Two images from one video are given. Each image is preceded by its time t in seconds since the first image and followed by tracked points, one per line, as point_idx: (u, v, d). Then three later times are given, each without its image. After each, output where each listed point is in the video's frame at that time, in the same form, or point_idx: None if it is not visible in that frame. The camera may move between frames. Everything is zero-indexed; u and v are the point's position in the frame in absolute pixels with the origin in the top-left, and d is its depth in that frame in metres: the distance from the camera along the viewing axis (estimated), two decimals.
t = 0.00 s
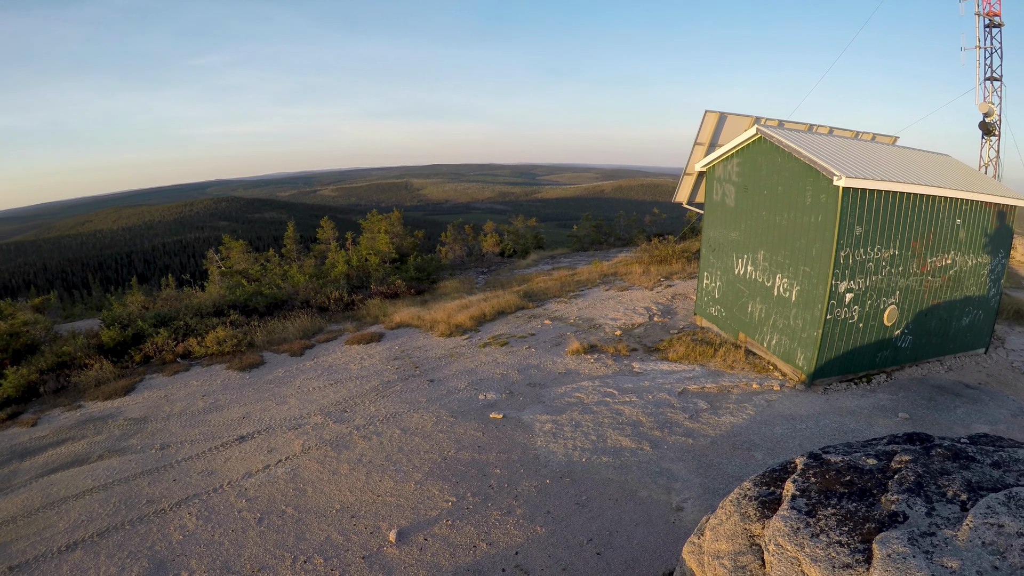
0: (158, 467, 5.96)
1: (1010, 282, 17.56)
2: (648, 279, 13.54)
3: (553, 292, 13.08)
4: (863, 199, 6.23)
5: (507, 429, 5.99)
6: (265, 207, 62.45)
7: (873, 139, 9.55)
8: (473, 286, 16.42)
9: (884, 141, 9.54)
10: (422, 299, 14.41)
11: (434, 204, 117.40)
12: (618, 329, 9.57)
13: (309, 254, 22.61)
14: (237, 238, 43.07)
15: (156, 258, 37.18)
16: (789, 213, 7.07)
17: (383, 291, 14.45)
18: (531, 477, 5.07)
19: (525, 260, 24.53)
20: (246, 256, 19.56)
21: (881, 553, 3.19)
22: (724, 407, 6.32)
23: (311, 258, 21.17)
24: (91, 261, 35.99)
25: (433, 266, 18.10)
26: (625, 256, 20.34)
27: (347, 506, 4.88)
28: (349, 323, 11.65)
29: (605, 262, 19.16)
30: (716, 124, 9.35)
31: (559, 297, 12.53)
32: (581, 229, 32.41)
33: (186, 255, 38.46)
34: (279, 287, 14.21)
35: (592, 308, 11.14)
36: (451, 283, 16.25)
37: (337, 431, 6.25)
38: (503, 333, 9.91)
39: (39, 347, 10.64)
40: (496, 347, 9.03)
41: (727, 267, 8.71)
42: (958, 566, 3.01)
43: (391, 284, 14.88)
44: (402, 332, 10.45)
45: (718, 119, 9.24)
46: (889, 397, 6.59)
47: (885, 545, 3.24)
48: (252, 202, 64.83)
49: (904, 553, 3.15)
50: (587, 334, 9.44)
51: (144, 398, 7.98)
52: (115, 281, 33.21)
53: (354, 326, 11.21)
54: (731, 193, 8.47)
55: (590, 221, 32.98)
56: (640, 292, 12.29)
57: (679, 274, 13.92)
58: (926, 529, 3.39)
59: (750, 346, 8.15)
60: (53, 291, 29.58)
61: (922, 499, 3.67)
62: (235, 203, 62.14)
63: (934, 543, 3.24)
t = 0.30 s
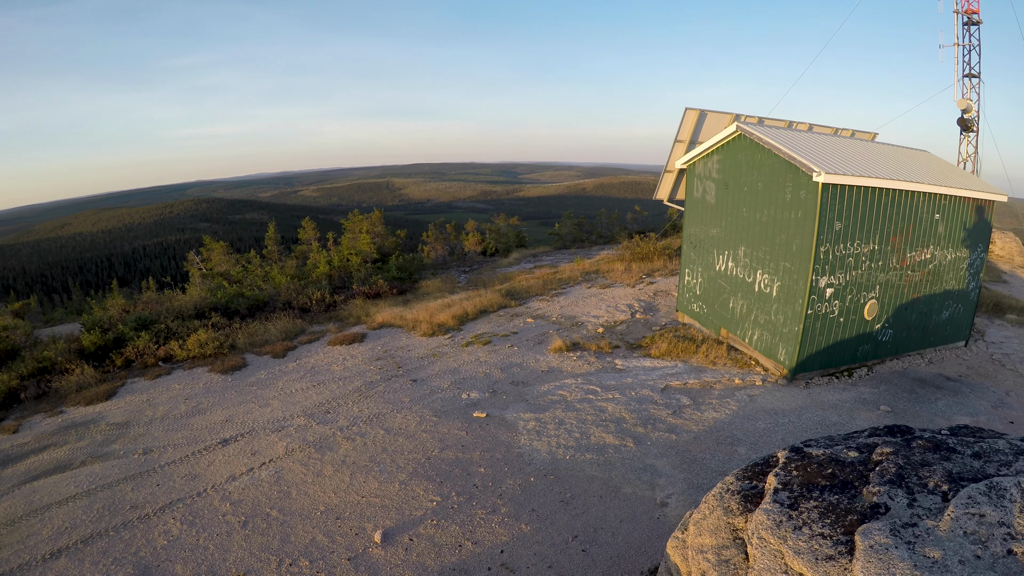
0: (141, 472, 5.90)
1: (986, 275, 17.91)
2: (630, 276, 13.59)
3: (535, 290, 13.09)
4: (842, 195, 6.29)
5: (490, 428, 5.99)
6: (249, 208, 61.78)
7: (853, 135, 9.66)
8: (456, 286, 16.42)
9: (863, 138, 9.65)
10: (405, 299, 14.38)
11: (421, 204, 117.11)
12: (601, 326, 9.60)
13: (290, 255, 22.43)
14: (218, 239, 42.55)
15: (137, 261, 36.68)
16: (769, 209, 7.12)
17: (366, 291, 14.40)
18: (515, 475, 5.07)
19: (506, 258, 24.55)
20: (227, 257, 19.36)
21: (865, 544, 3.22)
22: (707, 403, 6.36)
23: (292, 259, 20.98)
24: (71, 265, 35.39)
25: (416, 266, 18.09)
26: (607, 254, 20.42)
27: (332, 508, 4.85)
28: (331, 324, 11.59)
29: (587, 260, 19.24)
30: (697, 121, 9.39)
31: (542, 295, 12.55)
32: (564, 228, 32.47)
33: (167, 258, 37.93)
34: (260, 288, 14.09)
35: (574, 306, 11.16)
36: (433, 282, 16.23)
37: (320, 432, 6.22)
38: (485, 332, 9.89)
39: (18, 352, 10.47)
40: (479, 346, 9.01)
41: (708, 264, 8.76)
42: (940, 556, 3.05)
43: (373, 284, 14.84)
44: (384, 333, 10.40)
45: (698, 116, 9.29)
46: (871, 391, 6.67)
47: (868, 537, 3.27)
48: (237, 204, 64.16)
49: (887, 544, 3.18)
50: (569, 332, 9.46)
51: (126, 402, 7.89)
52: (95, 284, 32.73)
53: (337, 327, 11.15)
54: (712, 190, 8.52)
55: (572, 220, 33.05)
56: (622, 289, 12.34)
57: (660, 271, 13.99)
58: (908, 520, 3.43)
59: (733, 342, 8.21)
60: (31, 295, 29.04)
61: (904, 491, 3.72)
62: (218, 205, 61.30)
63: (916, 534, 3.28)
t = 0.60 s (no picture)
0: (125, 482, 5.83)
1: (967, 275, 18.17)
2: (614, 280, 13.65)
3: (520, 295, 13.11)
4: (824, 197, 6.36)
5: (475, 433, 5.98)
6: (234, 214, 61.27)
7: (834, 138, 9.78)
8: (440, 291, 16.41)
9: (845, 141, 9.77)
10: (389, 304, 14.35)
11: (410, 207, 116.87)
12: (585, 330, 9.63)
13: (273, 261, 22.26)
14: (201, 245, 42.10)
15: (119, 268, 36.30)
16: (751, 212, 7.19)
17: (350, 297, 14.37)
18: (500, 480, 5.06)
19: (490, 263, 24.60)
20: (210, 264, 19.21)
21: (847, 543, 3.24)
22: (691, 406, 6.39)
23: (275, 266, 20.84)
24: (52, 273, 34.92)
25: (400, 271, 18.11)
26: (591, 258, 20.49)
27: (317, 515, 4.81)
28: (315, 330, 11.55)
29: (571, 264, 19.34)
30: (679, 126, 9.45)
31: (526, 300, 12.58)
32: (547, 232, 32.54)
33: (149, 265, 37.54)
34: (244, 295, 13.99)
35: (558, 310, 11.19)
36: (417, 288, 16.23)
37: (305, 439, 6.18)
38: (469, 337, 9.88)
39: None
40: (463, 351, 9.01)
41: (691, 267, 8.81)
42: (922, 554, 3.06)
43: (357, 290, 14.82)
44: (368, 339, 10.36)
45: (680, 121, 9.37)
46: (854, 391, 6.73)
47: (851, 536, 3.29)
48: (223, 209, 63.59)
49: (869, 543, 3.21)
50: (554, 336, 9.48)
51: (109, 411, 7.80)
52: (78, 292, 32.34)
53: (321, 333, 11.11)
54: (694, 194, 8.58)
55: (556, 224, 33.17)
56: (606, 293, 12.39)
57: (644, 275, 14.07)
58: (890, 519, 3.47)
59: (716, 344, 8.25)
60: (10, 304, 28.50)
61: (887, 490, 3.76)
62: (201, 211, 60.69)
63: (899, 532, 3.32)
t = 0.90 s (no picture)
0: (108, 490, 5.75)
1: (949, 280, 18.44)
2: (598, 287, 13.70)
3: (504, 302, 13.12)
4: (806, 205, 6.42)
5: (460, 441, 5.96)
6: (219, 220, 60.84)
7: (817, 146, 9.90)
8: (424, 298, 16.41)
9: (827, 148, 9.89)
10: (373, 312, 14.33)
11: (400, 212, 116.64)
12: (569, 338, 9.65)
13: (257, 267, 22.10)
14: (184, 251, 41.67)
15: (102, 274, 35.89)
16: (734, 220, 7.24)
17: (334, 304, 14.34)
18: (485, 488, 5.05)
19: (473, 271, 24.60)
20: (194, 271, 19.05)
21: (831, 549, 3.26)
22: (675, 412, 6.41)
23: (259, 273, 20.69)
24: (33, 279, 34.39)
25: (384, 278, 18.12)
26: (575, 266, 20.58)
27: (301, 524, 4.77)
28: (299, 338, 11.49)
29: (555, 272, 19.39)
30: (663, 134, 9.52)
31: (510, 307, 12.58)
32: (531, 239, 32.59)
33: (132, 271, 37.11)
34: (227, 302, 13.89)
35: (542, 318, 11.22)
36: (401, 295, 16.23)
37: (289, 448, 6.13)
38: (453, 344, 9.86)
39: None
40: (447, 359, 8.98)
41: (675, 274, 8.86)
42: (905, 557, 3.12)
43: (342, 297, 14.80)
44: (352, 346, 10.31)
45: (664, 129, 9.44)
46: (838, 396, 6.79)
47: (834, 541, 3.32)
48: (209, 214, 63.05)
49: (853, 548, 3.23)
50: (538, 344, 9.49)
51: (92, 418, 7.70)
52: (61, 298, 31.93)
53: (305, 340, 11.05)
54: (678, 202, 8.64)
55: (540, 231, 33.25)
56: (591, 300, 12.43)
57: (628, 282, 14.13)
58: (874, 524, 3.49)
59: (700, 351, 8.29)
60: None
61: (870, 495, 3.79)
62: (186, 217, 60.11)
63: (883, 536, 3.35)
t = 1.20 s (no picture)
0: (92, 501, 5.67)
1: (930, 277, 18.69)
2: (581, 289, 13.75)
3: (488, 305, 13.11)
4: (787, 205, 6.48)
5: (445, 446, 5.94)
6: (202, 226, 60.29)
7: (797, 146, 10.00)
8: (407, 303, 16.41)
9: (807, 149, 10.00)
10: (356, 317, 14.30)
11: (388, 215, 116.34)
12: (552, 340, 9.66)
13: (239, 273, 21.90)
14: (166, 258, 41.20)
15: (84, 281, 35.45)
16: (716, 221, 7.29)
17: (317, 309, 14.31)
18: (471, 492, 5.03)
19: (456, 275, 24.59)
20: (176, 277, 18.85)
21: (816, 545, 3.28)
22: (659, 413, 6.44)
23: (242, 278, 20.53)
24: (10, 287, 33.76)
25: (366, 283, 18.10)
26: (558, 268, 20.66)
27: (287, 531, 4.73)
28: (283, 344, 11.42)
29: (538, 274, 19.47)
30: (644, 136, 9.56)
31: (493, 311, 12.58)
32: (514, 242, 32.60)
33: (113, 279, 36.61)
34: (209, 309, 13.78)
35: (525, 321, 11.23)
36: (384, 300, 16.23)
37: (273, 455, 6.09)
38: (437, 348, 9.83)
39: None
40: (431, 363, 8.96)
41: (657, 275, 8.89)
42: (890, 552, 3.16)
43: (324, 303, 14.77)
44: (336, 352, 10.26)
45: (644, 131, 9.48)
46: (821, 394, 6.85)
47: (819, 538, 3.34)
48: (194, 219, 62.47)
49: (838, 544, 3.25)
50: (521, 347, 9.49)
51: (74, 428, 7.59)
52: (42, 306, 31.49)
53: (288, 346, 10.98)
54: (659, 203, 8.68)
55: (523, 234, 33.31)
56: (574, 303, 12.46)
57: (611, 284, 14.20)
58: (858, 520, 3.52)
59: (684, 352, 8.33)
60: None
61: (854, 491, 3.81)
62: (169, 223, 59.43)
63: (868, 532, 3.38)
